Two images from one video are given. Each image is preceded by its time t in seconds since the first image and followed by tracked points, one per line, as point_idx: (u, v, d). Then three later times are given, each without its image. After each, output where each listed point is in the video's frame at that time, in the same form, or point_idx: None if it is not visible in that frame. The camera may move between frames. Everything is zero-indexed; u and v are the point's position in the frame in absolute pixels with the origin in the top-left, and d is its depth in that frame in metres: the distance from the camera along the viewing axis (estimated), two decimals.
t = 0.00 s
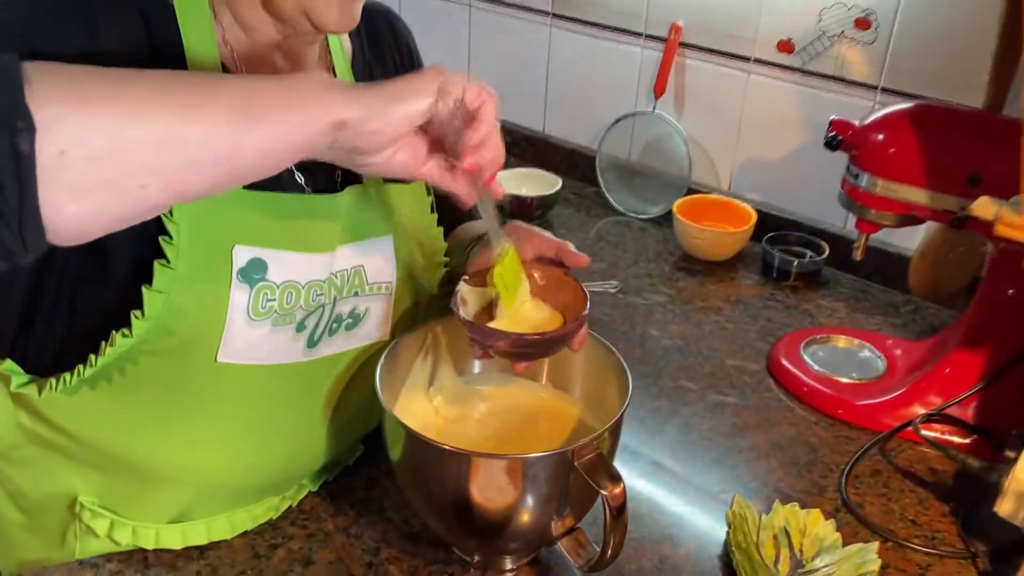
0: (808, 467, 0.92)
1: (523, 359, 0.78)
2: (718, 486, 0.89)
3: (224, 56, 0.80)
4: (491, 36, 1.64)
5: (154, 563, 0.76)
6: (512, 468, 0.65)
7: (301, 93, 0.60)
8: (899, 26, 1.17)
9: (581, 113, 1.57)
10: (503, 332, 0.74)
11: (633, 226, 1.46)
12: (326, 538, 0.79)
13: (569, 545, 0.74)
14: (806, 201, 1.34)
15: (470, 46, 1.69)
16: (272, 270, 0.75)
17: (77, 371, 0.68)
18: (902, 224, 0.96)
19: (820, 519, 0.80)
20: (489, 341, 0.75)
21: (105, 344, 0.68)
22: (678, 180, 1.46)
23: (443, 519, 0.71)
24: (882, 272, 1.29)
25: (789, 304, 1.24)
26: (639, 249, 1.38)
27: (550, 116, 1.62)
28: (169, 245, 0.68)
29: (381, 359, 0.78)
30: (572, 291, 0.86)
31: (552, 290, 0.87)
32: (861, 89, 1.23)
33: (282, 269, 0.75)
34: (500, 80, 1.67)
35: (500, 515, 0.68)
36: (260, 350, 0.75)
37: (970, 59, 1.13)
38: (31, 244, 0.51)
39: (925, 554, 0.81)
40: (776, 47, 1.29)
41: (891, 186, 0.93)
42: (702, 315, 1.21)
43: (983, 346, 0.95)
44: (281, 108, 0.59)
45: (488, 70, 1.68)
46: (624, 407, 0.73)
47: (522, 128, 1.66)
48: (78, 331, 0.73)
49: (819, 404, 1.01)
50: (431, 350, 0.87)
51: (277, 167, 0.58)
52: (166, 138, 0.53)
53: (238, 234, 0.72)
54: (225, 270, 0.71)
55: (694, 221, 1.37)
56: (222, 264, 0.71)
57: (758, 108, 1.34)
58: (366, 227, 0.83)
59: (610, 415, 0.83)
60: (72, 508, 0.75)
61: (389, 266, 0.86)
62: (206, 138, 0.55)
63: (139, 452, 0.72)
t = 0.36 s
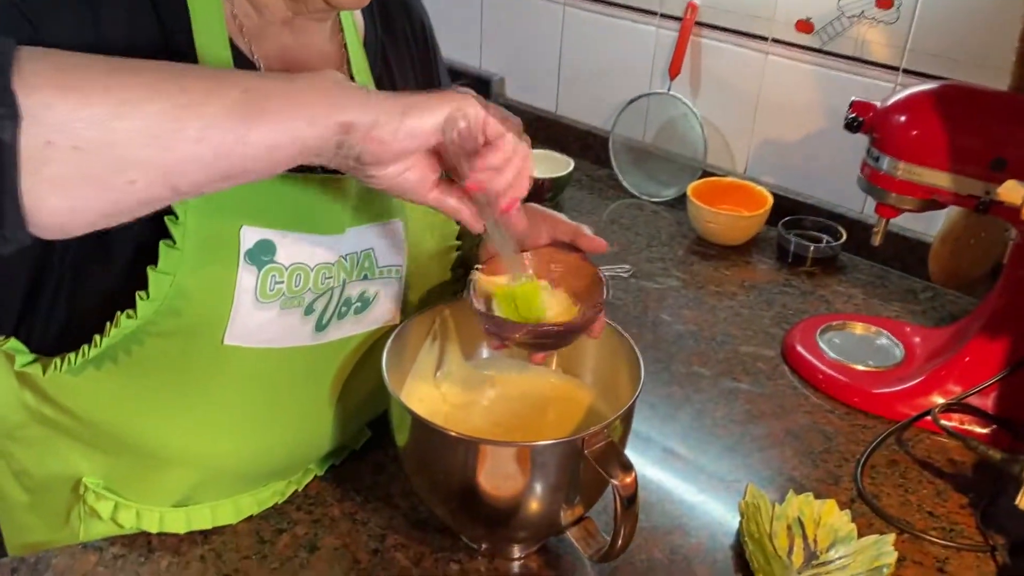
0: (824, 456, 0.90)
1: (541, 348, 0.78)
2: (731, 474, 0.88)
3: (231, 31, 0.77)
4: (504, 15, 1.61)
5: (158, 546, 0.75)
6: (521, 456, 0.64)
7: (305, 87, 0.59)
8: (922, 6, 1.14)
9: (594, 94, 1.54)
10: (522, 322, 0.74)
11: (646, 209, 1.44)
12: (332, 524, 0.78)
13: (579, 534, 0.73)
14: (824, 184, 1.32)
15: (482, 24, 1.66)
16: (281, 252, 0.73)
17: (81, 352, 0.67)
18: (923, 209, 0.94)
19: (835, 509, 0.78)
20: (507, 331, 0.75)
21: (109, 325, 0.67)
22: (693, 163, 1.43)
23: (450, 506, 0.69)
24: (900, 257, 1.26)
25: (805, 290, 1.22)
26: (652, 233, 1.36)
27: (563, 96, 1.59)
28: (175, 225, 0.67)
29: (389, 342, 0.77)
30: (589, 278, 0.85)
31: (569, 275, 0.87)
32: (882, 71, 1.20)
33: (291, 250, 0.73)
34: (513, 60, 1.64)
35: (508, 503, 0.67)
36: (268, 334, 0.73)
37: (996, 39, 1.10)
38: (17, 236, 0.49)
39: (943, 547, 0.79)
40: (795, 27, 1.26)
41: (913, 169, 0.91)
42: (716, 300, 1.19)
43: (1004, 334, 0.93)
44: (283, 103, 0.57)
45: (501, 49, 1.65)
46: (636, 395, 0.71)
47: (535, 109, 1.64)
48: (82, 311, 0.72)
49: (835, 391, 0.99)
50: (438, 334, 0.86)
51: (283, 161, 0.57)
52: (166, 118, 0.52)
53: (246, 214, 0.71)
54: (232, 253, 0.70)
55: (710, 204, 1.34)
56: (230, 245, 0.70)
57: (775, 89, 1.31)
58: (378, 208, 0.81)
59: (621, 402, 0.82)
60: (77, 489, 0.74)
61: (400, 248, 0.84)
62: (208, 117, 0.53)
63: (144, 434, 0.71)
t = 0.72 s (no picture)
0: (841, 449, 0.89)
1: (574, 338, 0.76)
2: (746, 467, 0.86)
3: (244, 13, 0.76)
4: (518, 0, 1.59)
5: (167, 533, 0.75)
6: (534, 446, 0.63)
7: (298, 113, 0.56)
8: None
9: (609, 80, 1.53)
10: (561, 312, 0.72)
11: (661, 197, 1.42)
12: (342, 512, 0.77)
13: (591, 526, 0.73)
14: (844, 173, 1.29)
15: (496, 10, 1.64)
16: (292, 239, 0.72)
17: (90, 337, 0.66)
18: (945, 198, 0.92)
19: (852, 502, 0.77)
20: (547, 321, 0.73)
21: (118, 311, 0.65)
22: (710, 150, 1.41)
23: (462, 495, 0.69)
24: (920, 247, 1.24)
25: (823, 280, 1.20)
26: (667, 221, 1.35)
27: (578, 83, 1.58)
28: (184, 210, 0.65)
29: (401, 328, 0.76)
30: (620, 266, 0.82)
31: (598, 265, 0.84)
32: (904, 57, 1.17)
33: (303, 237, 0.73)
34: (527, 46, 1.62)
35: (520, 494, 0.66)
36: (279, 321, 0.72)
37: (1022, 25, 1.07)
38: None
39: (962, 542, 0.77)
40: (814, 12, 1.23)
41: (935, 157, 0.89)
42: (732, 290, 1.17)
43: None
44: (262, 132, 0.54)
45: (515, 35, 1.63)
46: (651, 385, 0.70)
47: (549, 96, 1.62)
48: (92, 292, 0.71)
49: (853, 383, 0.97)
50: (452, 321, 0.85)
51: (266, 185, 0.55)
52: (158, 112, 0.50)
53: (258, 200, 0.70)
54: (243, 238, 0.69)
55: (726, 193, 1.33)
56: (242, 232, 0.69)
57: (794, 76, 1.29)
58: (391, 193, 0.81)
59: (636, 393, 0.81)
60: (86, 474, 0.73)
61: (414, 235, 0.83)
62: (217, 105, 0.52)
63: (154, 420, 0.71)
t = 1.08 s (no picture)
0: (851, 443, 0.89)
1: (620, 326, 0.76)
2: (756, 459, 0.86)
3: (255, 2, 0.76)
4: None
5: (177, 520, 0.74)
6: (542, 435, 0.63)
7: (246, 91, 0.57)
8: None
9: (621, 72, 1.52)
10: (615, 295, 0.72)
11: (672, 189, 1.42)
12: (351, 501, 0.77)
13: (600, 517, 0.72)
14: (857, 166, 1.29)
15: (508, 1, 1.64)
16: (299, 228, 0.73)
17: (100, 325, 0.66)
18: (959, 191, 0.91)
19: (862, 496, 0.76)
20: (600, 305, 0.72)
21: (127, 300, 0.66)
22: (721, 143, 1.41)
23: (471, 485, 0.69)
24: (933, 242, 1.24)
25: (834, 274, 1.19)
26: (678, 214, 1.34)
27: (590, 75, 1.57)
28: (191, 198, 0.66)
29: (411, 318, 0.76)
30: (653, 258, 0.81)
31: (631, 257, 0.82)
32: (918, 49, 1.17)
33: (310, 225, 0.73)
34: (539, 38, 1.62)
35: (528, 484, 0.66)
36: (286, 309, 0.73)
37: None
38: None
39: (972, 537, 0.77)
40: (828, 4, 1.22)
41: (949, 149, 0.88)
42: (743, 283, 1.17)
43: None
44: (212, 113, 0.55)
45: (527, 27, 1.63)
46: (662, 377, 0.69)
47: (561, 88, 1.62)
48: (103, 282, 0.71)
49: (864, 377, 0.97)
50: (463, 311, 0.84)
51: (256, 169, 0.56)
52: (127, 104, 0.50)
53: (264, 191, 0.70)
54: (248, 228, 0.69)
55: (737, 185, 1.32)
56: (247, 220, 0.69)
57: (808, 68, 1.28)
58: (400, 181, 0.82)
59: (646, 384, 0.81)
60: (99, 461, 0.74)
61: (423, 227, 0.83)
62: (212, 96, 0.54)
63: (164, 407, 0.71)
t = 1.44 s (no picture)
0: (861, 441, 0.88)
1: (654, 290, 0.75)
2: (765, 457, 0.86)
3: None
4: None
5: (187, 513, 0.74)
6: (551, 431, 0.63)
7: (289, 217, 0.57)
8: None
9: (631, 70, 1.52)
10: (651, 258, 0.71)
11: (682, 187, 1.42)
12: (360, 496, 0.78)
13: (608, 513, 0.72)
14: (866, 163, 1.28)
15: None
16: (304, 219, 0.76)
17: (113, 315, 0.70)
18: (971, 189, 0.91)
19: (871, 495, 0.76)
20: (638, 270, 0.71)
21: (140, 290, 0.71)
22: (731, 141, 1.40)
23: (480, 481, 0.69)
24: (944, 240, 1.23)
25: (844, 272, 1.19)
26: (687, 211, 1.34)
27: (599, 72, 1.57)
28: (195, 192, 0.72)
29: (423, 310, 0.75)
30: (680, 218, 0.81)
31: (656, 220, 0.82)
32: (930, 47, 1.16)
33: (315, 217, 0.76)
34: (548, 35, 1.62)
35: (537, 480, 0.66)
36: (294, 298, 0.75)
37: None
38: None
39: (982, 536, 0.77)
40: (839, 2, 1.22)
41: (961, 147, 0.88)
42: (752, 281, 1.17)
43: None
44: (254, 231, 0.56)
45: (536, 24, 1.63)
46: (671, 372, 0.69)
47: (570, 85, 1.62)
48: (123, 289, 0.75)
49: (873, 375, 0.97)
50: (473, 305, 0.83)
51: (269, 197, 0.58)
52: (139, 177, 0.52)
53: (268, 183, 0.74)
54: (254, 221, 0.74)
55: (747, 183, 1.32)
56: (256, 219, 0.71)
57: (819, 66, 1.27)
58: (409, 174, 0.82)
59: (655, 379, 0.81)
60: (109, 452, 0.75)
61: (430, 220, 0.85)
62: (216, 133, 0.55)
63: (175, 398, 0.72)
